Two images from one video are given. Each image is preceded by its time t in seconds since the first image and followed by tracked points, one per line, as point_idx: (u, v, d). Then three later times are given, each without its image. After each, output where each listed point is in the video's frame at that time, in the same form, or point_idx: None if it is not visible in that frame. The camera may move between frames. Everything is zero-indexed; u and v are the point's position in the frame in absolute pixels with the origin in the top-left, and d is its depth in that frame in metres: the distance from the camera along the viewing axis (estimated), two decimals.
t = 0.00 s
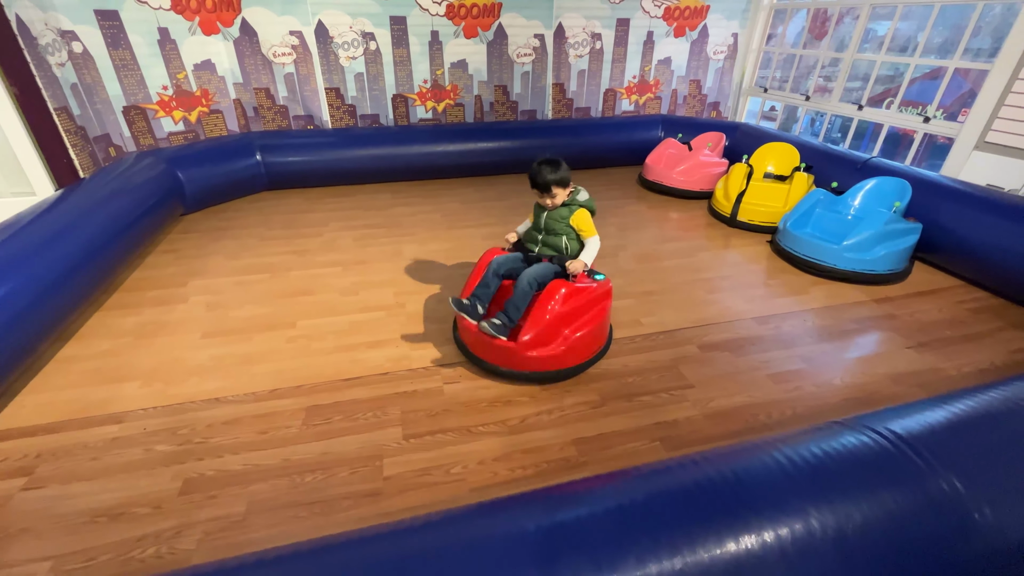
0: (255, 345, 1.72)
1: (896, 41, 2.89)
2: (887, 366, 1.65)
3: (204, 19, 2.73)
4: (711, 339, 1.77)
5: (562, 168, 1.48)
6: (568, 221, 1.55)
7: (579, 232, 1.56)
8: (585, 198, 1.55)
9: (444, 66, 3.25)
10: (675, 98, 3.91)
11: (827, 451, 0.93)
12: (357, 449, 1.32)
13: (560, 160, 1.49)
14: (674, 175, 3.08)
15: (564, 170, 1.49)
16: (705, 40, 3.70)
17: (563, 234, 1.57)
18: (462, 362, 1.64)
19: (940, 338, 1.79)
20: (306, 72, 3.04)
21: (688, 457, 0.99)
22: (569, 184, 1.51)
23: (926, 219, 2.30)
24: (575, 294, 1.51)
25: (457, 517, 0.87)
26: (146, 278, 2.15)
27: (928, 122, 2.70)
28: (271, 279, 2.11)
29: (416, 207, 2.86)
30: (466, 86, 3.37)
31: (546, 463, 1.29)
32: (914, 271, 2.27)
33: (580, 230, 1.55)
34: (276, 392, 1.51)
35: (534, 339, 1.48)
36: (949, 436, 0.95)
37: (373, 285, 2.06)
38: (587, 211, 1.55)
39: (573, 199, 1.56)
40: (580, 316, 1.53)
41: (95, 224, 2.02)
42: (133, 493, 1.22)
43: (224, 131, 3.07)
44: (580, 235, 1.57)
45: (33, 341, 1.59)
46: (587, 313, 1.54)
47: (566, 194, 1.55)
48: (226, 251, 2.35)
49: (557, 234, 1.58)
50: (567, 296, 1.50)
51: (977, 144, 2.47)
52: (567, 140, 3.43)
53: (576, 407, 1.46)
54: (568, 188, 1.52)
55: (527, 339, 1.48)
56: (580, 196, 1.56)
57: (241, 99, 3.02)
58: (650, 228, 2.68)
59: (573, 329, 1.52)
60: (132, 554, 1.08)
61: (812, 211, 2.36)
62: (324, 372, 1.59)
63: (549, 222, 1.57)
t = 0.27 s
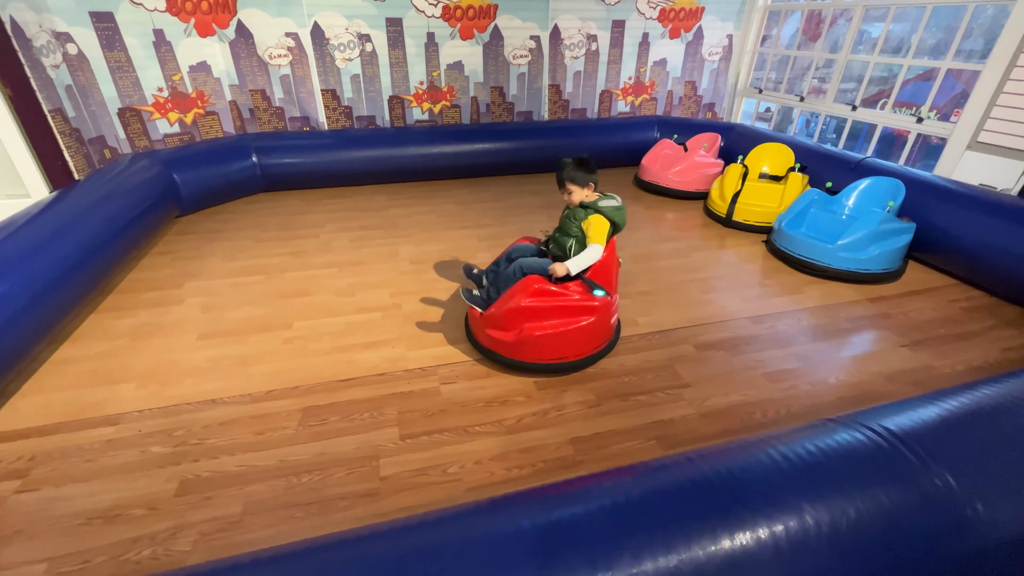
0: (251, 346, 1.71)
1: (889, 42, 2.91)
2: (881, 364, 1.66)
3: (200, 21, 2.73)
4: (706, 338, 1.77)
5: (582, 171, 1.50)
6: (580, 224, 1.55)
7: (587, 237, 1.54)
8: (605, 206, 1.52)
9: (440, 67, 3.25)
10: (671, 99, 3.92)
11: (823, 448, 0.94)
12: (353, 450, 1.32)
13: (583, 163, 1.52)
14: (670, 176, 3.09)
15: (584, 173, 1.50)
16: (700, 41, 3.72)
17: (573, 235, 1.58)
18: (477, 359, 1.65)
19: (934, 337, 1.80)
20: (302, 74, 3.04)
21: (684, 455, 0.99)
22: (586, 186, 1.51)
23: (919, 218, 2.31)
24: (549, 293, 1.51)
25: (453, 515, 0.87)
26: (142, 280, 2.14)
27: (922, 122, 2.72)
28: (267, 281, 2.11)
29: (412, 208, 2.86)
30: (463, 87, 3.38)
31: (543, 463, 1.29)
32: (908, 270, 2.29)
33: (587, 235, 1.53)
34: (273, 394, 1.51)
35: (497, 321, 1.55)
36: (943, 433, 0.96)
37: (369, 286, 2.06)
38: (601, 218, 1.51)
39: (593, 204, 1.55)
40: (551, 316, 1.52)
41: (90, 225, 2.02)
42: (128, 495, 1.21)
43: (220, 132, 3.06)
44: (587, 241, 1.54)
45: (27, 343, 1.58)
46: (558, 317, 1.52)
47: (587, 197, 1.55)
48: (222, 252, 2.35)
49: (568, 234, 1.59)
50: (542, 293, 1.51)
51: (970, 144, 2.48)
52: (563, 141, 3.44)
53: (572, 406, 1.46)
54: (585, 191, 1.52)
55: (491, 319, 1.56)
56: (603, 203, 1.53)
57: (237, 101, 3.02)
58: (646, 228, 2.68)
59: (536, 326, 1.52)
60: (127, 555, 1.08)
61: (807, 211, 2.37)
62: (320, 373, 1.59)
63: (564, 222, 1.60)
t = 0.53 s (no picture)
0: (248, 348, 1.71)
1: (884, 44, 2.93)
2: (877, 363, 1.66)
3: (196, 22, 2.72)
4: (703, 338, 1.78)
5: (590, 182, 1.39)
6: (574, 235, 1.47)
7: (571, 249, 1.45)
8: (599, 225, 1.39)
9: (437, 69, 3.26)
10: (667, 100, 3.94)
11: (818, 446, 0.94)
12: (350, 451, 1.32)
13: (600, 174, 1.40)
14: (666, 177, 3.10)
15: (592, 184, 1.39)
16: (696, 43, 3.74)
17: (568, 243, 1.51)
18: (481, 358, 1.66)
19: (929, 336, 1.81)
20: (298, 76, 3.04)
21: (681, 454, 0.99)
22: (590, 200, 1.41)
23: (914, 218, 2.33)
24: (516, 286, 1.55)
25: (449, 516, 0.87)
26: (138, 282, 2.14)
27: (916, 122, 2.74)
28: (264, 282, 2.11)
29: (409, 209, 2.86)
30: (459, 89, 3.38)
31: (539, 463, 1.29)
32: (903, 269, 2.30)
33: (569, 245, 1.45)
34: (270, 396, 1.51)
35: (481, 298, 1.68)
36: (938, 431, 0.96)
37: (366, 287, 2.06)
38: (587, 234, 1.40)
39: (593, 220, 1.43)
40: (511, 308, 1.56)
41: (86, 228, 2.01)
42: (124, 498, 1.21)
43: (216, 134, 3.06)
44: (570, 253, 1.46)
45: (22, 347, 1.57)
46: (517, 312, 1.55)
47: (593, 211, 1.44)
48: (218, 254, 2.34)
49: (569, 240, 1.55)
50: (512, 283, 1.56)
51: (964, 144, 2.50)
52: (560, 142, 3.44)
53: (570, 407, 1.46)
54: (588, 203, 1.42)
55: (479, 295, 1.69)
56: (599, 221, 1.40)
57: (233, 103, 3.01)
58: (643, 229, 2.69)
59: (500, 313, 1.59)
60: (123, 559, 1.08)
61: (803, 211, 2.38)
62: (317, 375, 1.59)
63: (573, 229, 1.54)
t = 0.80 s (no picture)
0: (246, 349, 1.71)
1: (881, 44, 2.94)
2: (875, 362, 1.67)
3: (193, 23, 2.72)
4: (702, 338, 1.78)
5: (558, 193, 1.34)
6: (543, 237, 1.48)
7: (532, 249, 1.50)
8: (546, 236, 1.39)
9: (435, 70, 3.25)
10: (665, 100, 3.94)
11: (818, 445, 0.94)
12: (348, 452, 1.32)
13: (571, 186, 1.32)
14: (664, 177, 3.10)
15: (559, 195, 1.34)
16: (693, 43, 3.74)
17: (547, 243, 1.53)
18: (478, 360, 1.65)
19: (927, 335, 1.81)
20: (296, 76, 3.03)
21: (681, 453, 0.99)
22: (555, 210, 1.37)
23: (911, 217, 2.33)
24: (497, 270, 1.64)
25: (447, 516, 0.86)
26: (135, 283, 2.13)
27: (913, 122, 2.74)
28: (262, 283, 2.10)
29: (407, 210, 2.86)
30: (457, 90, 3.38)
31: (538, 463, 1.29)
32: (901, 268, 2.30)
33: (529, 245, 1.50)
34: (267, 397, 1.50)
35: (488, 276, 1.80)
36: (937, 429, 0.96)
37: (365, 288, 2.06)
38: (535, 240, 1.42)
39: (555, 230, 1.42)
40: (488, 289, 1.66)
41: (83, 229, 2.01)
42: (120, 500, 1.20)
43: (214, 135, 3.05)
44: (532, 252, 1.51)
45: (18, 348, 1.57)
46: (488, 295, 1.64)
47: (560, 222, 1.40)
48: (216, 255, 2.34)
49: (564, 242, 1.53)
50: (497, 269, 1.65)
51: (960, 144, 2.50)
52: (558, 143, 3.44)
53: (569, 407, 1.46)
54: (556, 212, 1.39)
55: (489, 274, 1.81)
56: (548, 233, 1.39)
57: (231, 104, 3.00)
58: (641, 229, 2.69)
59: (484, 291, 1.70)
60: (121, 561, 1.07)
61: (800, 211, 2.39)
62: (316, 375, 1.58)
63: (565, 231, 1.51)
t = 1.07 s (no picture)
0: (245, 351, 1.70)
1: (878, 44, 2.94)
2: (874, 362, 1.67)
3: (191, 24, 2.72)
4: (701, 338, 1.78)
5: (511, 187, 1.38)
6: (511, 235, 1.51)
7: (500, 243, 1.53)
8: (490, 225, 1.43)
9: (433, 71, 3.25)
10: (663, 101, 3.95)
11: (818, 445, 0.94)
12: (348, 454, 1.31)
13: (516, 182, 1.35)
14: (663, 177, 3.11)
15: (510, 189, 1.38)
16: (691, 44, 3.75)
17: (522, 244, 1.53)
18: (474, 360, 1.65)
19: (925, 335, 1.81)
20: (294, 78, 3.03)
21: (681, 453, 0.99)
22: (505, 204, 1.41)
23: (909, 217, 2.34)
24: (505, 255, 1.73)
25: (447, 518, 0.86)
26: (134, 285, 2.12)
27: (910, 122, 2.75)
28: (261, 285, 2.10)
29: (406, 211, 2.86)
30: (456, 90, 3.38)
31: (538, 464, 1.28)
32: (899, 268, 2.30)
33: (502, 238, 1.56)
34: (266, 398, 1.50)
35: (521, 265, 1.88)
36: (936, 428, 0.96)
37: (364, 289, 2.06)
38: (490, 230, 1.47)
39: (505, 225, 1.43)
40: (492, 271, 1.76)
41: (80, 231, 2.00)
42: (119, 502, 1.20)
43: (212, 136, 3.05)
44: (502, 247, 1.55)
45: (16, 351, 1.56)
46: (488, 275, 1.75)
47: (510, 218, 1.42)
48: (215, 257, 2.34)
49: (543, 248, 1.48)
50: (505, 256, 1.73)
51: (958, 144, 2.51)
52: (557, 143, 3.44)
53: (568, 408, 1.46)
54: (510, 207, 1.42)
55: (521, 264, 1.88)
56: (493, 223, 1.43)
57: (229, 105, 3.00)
58: (640, 230, 2.69)
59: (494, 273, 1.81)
60: (119, 564, 1.07)
61: (799, 211, 2.39)
62: (315, 377, 1.58)
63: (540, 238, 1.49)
